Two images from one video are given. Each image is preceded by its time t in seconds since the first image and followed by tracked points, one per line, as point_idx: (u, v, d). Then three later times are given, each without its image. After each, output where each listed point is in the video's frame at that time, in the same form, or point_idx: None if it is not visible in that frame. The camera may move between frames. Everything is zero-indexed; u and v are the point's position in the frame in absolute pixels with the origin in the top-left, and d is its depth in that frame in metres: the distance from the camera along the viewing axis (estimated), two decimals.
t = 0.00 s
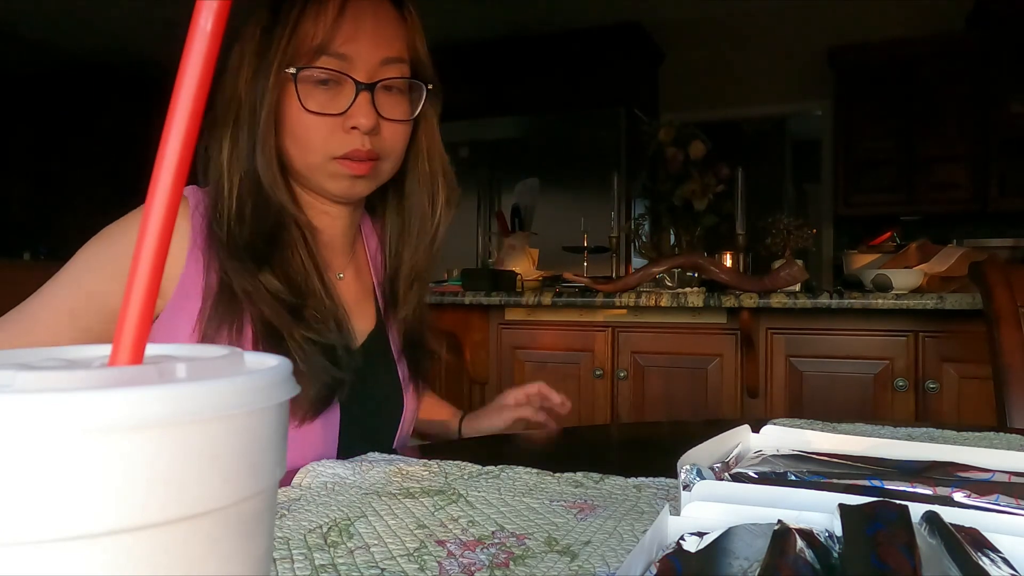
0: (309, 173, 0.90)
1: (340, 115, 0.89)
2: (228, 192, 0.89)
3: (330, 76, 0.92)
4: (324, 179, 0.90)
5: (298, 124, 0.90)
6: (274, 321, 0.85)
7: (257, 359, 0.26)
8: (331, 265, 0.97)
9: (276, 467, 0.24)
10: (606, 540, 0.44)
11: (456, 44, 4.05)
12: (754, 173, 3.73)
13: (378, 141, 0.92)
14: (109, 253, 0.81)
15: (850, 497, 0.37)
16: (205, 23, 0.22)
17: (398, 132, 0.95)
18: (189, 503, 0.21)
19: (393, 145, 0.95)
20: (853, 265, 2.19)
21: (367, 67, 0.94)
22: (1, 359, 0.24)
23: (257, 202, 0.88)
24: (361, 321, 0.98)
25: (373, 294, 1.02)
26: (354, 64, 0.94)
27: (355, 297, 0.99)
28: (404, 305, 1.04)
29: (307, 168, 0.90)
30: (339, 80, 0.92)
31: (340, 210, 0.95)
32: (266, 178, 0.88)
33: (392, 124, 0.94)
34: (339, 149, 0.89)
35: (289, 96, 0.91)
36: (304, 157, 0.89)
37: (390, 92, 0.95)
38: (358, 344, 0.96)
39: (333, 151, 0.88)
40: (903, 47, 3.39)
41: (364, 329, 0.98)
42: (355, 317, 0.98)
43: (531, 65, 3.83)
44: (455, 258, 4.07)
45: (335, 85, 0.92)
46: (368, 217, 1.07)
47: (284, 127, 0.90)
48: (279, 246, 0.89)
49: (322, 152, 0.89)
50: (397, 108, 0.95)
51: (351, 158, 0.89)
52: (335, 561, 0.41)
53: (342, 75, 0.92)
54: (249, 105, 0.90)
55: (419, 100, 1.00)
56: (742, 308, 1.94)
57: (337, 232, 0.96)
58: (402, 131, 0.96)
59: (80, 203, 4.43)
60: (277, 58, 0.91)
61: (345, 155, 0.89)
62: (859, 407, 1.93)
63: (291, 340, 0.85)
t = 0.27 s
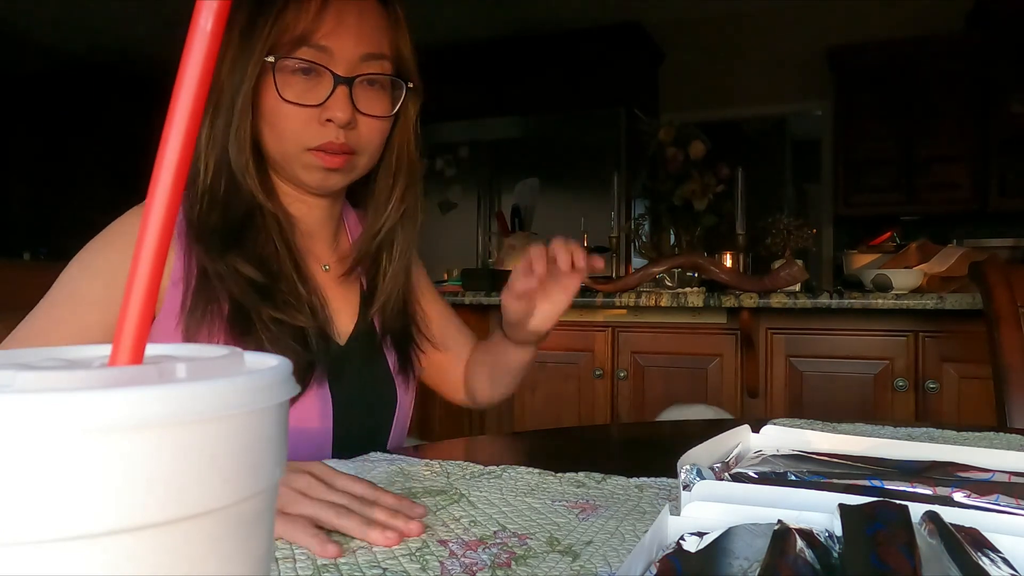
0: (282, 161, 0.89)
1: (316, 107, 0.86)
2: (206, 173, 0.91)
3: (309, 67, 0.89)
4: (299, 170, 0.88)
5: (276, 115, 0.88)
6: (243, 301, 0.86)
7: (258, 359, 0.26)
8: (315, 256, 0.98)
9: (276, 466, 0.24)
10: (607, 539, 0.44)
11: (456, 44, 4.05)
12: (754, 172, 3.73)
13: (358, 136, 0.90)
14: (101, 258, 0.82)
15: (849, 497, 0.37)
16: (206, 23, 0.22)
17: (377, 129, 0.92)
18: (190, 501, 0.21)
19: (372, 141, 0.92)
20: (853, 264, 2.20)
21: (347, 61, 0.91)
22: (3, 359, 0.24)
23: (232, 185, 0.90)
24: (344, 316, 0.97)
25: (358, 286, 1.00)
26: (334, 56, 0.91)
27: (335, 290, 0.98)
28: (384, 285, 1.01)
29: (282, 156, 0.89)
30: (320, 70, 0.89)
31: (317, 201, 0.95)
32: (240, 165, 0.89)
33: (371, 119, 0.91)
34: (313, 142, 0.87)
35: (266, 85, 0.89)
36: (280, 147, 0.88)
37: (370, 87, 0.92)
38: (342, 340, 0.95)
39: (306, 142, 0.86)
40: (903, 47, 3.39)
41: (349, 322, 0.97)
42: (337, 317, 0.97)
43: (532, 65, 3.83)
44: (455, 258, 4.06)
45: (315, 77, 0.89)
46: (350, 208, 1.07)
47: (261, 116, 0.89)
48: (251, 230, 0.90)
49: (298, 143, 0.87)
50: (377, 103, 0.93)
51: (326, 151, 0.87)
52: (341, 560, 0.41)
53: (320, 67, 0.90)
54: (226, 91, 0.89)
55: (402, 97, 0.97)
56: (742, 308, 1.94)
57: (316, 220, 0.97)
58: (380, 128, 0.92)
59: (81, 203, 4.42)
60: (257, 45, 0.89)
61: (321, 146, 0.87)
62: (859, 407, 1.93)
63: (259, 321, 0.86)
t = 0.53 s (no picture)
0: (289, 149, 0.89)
1: (330, 99, 0.86)
2: (213, 159, 0.92)
3: (325, 59, 0.89)
4: (307, 162, 0.88)
5: (288, 104, 0.88)
6: (237, 290, 0.86)
7: (257, 359, 0.26)
8: (315, 247, 0.97)
9: (276, 466, 0.24)
10: (637, 539, 0.44)
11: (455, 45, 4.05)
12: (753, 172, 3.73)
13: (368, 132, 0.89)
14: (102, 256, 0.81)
15: (850, 497, 0.37)
16: (206, 23, 0.22)
17: (386, 125, 0.92)
18: (190, 501, 0.21)
19: (379, 139, 0.91)
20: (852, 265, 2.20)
21: (362, 56, 0.91)
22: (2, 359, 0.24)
23: (241, 171, 0.90)
24: (339, 312, 0.95)
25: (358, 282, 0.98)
26: (350, 50, 0.91)
27: (331, 285, 0.96)
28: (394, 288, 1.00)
29: (291, 147, 0.89)
30: (335, 62, 0.89)
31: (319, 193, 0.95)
32: (250, 153, 0.89)
33: (382, 116, 0.90)
34: (323, 133, 0.87)
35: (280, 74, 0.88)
36: (289, 137, 0.88)
37: (381, 82, 0.92)
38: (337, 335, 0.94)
39: (316, 134, 0.86)
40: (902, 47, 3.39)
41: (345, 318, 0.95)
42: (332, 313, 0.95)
43: (531, 65, 3.83)
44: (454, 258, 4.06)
45: (329, 68, 0.89)
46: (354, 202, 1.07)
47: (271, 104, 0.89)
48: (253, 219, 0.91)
49: (307, 134, 0.87)
50: (388, 99, 0.92)
51: (333, 144, 0.87)
52: (369, 551, 0.42)
53: (337, 59, 0.90)
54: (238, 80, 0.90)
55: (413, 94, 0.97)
56: (742, 308, 1.94)
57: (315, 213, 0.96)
58: (388, 124, 0.92)
59: (81, 203, 4.43)
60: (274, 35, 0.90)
61: (329, 139, 0.87)
62: (859, 407, 1.93)
63: (251, 312, 0.86)
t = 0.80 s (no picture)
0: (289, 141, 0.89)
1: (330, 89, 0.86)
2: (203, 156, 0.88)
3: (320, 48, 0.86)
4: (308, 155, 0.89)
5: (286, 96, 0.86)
6: (238, 282, 0.88)
7: (257, 359, 0.26)
8: (315, 238, 0.98)
9: (276, 466, 0.24)
10: (637, 539, 0.44)
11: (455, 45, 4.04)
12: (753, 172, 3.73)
13: (364, 118, 0.90)
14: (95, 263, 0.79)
15: (850, 497, 0.37)
16: (205, 23, 0.22)
17: (382, 112, 0.93)
18: (190, 501, 0.21)
19: (376, 124, 0.93)
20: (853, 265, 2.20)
21: (357, 44, 0.89)
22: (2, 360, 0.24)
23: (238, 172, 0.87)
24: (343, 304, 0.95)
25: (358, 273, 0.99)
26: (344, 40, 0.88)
27: (332, 277, 0.97)
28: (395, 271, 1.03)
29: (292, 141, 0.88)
30: (329, 53, 0.87)
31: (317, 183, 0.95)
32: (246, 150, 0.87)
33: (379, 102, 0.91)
34: (326, 124, 0.87)
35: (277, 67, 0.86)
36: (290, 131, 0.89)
37: (377, 71, 0.91)
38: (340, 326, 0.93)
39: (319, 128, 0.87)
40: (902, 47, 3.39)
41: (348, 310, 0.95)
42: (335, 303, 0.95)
43: (531, 65, 3.83)
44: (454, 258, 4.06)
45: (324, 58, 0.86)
46: (350, 193, 1.07)
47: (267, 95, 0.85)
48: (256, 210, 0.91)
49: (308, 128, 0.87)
50: (384, 87, 0.92)
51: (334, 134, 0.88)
52: (368, 551, 0.42)
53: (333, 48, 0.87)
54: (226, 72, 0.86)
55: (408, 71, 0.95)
56: (742, 308, 1.95)
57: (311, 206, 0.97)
58: (386, 110, 0.93)
59: (81, 204, 4.43)
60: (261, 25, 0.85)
61: (331, 129, 0.88)
62: (859, 406, 1.93)
63: (258, 306, 0.88)
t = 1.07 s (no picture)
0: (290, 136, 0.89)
1: (319, 71, 0.88)
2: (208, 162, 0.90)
3: (300, 35, 0.90)
4: (315, 144, 0.89)
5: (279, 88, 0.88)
6: (266, 295, 0.87)
7: (257, 359, 0.26)
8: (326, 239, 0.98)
9: (276, 466, 0.24)
10: (637, 539, 0.44)
11: (455, 45, 4.05)
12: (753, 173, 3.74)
13: (363, 93, 0.91)
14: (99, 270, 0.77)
15: (850, 497, 0.37)
16: (206, 23, 0.22)
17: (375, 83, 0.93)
18: (189, 501, 0.21)
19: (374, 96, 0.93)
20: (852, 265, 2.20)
21: (333, 23, 0.94)
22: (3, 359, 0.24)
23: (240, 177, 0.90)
24: (358, 302, 0.95)
25: (371, 274, 0.99)
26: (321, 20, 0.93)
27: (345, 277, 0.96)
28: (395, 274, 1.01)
29: (296, 133, 0.89)
30: (308, 37, 0.91)
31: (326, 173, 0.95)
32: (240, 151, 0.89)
33: (370, 75, 0.92)
34: (326, 107, 0.88)
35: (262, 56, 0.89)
36: (294, 124, 0.89)
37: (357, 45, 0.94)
38: (357, 327, 0.93)
39: (320, 111, 0.88)
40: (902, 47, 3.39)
41: (365, 308, 0.95)
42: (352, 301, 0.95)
43: (531, 65, 3.84)
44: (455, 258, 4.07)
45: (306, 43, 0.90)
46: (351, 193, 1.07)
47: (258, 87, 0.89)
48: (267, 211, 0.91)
49: (309, 116, 0.88)
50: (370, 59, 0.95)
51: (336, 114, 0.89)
52: (368, 551, 0.42)
53: (313, 32, 0.91)
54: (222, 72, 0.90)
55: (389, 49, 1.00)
56: (742, 308, 1.95)
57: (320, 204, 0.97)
58: (377, 82, 0.94)
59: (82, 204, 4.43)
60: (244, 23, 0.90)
61: (332, 112, 0.88)
62: (859, 406, 1.93)
63: (283, 312, 0.86)
